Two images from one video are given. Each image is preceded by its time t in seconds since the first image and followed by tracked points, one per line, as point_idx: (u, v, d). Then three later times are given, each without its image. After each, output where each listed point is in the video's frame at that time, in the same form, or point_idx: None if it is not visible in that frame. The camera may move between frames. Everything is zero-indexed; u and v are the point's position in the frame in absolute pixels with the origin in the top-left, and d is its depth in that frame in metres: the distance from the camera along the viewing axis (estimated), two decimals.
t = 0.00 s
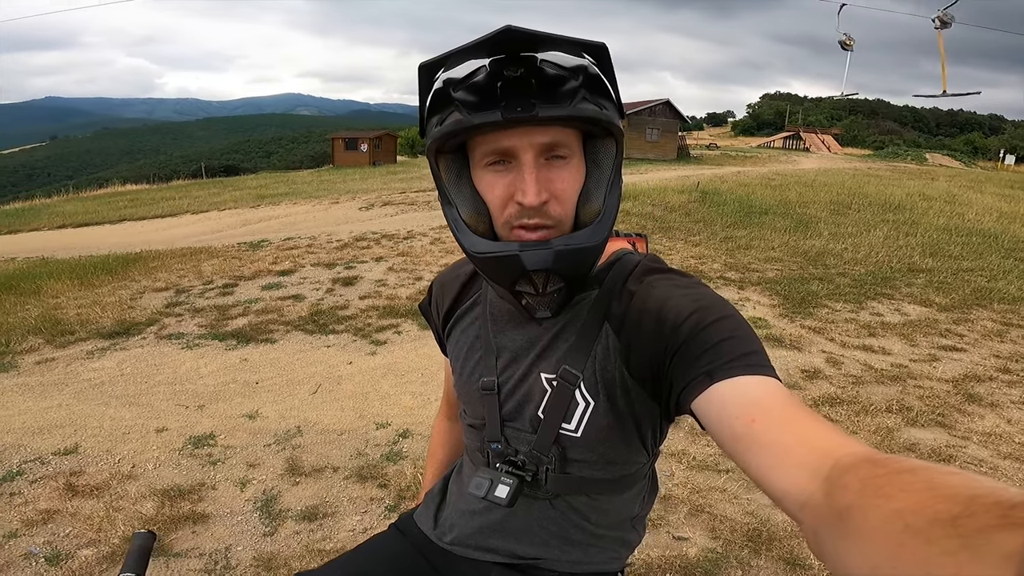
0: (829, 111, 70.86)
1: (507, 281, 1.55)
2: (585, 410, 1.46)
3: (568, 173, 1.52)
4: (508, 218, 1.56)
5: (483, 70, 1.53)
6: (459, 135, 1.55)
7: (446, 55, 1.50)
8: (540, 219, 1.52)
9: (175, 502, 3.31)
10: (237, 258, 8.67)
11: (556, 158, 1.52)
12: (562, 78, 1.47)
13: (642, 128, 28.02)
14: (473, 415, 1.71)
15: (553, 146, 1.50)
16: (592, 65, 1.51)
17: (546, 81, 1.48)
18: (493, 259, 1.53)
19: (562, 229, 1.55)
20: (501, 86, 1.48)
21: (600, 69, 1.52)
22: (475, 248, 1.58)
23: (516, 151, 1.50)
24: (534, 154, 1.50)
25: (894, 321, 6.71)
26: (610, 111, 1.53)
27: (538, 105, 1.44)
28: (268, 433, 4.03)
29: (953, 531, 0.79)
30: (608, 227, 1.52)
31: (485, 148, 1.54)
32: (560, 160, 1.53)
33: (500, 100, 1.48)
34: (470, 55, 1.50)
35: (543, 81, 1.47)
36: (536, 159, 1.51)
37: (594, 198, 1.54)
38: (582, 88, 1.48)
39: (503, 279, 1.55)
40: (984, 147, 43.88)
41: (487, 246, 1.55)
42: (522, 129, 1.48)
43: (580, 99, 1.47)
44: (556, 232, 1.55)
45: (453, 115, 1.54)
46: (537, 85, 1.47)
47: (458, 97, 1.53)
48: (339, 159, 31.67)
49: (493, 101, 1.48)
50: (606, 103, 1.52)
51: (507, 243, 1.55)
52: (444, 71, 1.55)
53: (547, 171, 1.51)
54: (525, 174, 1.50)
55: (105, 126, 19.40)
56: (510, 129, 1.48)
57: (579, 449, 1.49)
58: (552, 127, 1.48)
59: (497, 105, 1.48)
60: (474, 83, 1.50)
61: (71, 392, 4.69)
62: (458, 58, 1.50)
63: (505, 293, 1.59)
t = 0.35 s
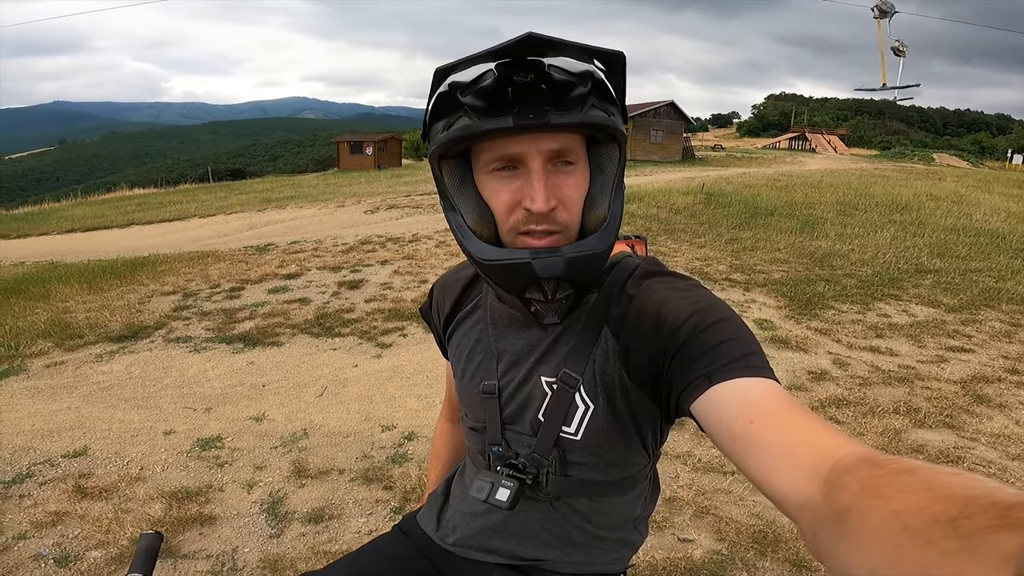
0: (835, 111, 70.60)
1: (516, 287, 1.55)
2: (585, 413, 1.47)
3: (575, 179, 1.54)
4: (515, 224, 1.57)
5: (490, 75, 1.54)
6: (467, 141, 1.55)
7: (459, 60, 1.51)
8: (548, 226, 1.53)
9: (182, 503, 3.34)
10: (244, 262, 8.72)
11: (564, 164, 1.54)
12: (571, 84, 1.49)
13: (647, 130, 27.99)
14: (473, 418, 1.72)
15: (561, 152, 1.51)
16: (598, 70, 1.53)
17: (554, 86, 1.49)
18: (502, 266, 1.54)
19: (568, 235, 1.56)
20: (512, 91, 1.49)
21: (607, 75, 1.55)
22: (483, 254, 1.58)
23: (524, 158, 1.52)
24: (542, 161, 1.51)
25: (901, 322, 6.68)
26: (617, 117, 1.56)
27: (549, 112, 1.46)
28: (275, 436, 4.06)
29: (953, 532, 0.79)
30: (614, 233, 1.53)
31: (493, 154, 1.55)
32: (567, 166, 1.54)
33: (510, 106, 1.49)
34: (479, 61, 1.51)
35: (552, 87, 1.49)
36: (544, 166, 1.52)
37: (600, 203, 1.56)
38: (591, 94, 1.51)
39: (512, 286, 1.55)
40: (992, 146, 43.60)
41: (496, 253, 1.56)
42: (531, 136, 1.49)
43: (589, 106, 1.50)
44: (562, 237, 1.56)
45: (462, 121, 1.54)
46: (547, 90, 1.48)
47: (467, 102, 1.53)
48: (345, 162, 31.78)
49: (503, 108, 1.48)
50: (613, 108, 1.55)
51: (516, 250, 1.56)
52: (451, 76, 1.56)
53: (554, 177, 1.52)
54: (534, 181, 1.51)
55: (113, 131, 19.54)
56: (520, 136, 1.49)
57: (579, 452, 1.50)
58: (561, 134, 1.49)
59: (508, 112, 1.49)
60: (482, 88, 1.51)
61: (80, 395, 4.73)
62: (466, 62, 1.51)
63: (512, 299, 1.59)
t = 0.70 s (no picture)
0: (831, 112, 70.81)
1: (534, 292, 1.51)
2: (583, 413, 1.47)
3: (588, 181, 1.55)
4: (531, 226, 1.55)
5: (509, 74, 1.53)
6: (485, 141, 1.52)
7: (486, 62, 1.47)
8: (563, 229, 1.53)
9: (180, 505, 3.32)
10: (241, 263, 8.71)
11: (578, 166, 1.54)
12: (590, 86, 1.52)
13: (644, 131, 28.01)
14: (471, 419, 1.72)
15: (577, 154, 1.52)
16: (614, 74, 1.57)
17: (576, 88, 1.51)
18: (524, 271, 1.49)
19: (581, 238, 1.56)
20: (535, 91, 1.49)
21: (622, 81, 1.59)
22: (503, 259, 1.53)
23: (544, 159, 1.51)
24: (562, 162, 1.51)
25: (898, 323, 6.69)
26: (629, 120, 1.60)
27: (580, 113, 1.47)
28: (272, 437, 4.04)
29: (950, 531, 0.81)
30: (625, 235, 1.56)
31: (510, 155, 1.53)
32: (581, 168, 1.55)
33: (537, 107, 1.48)
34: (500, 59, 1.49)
35: (574, 87, 1.51)
36: (560, 168, 1.52)
37: (611, 206, 1.57)
38: (612, 97, 1.54)
39: (530, 291, 1.51)
40: (987, 147, 43.79)
41: (517, 258, 1.51)
42: (553, 137, 1.49)
43: (612, 109, 1.53)
44: (575, 241, 1.56)
45: (482, 120, 1.51)
46: (573, 91, 1.50)
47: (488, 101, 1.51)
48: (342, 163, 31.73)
49: (530, 108, 1.48)
50: (626, 112, 1.59)
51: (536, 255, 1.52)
52: (470, 74, 1.53)
53: (572, 179, 1.53)
54: (553, 182, 1.51)
55: (109, 131, 19.49)
56: (541, 136, 1.48)
57: (579, 452, 1.50)
58: (579, 136, 1.50)
59: (534, 112, 1.48)
60: (503, 87, 1.50)
61: (76, 396, 4.71)
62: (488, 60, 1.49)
63: (527, 304, 1.56)
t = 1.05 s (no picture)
0: (816, 111, 71.49)
1: (513, 294, 1.52)
2: (580, 413, 1.46)
3: (572, 182, 1.53)
4: (512, 228, 1.54)
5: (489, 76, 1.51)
6: (463, 144, 1.53)
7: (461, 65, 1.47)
8: (544, 231, 1.52)
9: (175, 512, 3.28)
10: (231, 269, 8.64)
11: (561, 167, 1.52)
12: (572, 86, 1.48)
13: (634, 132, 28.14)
14: (467, 419, 1.70)
15: (560, 154, 1.50)
16: (600, 72, 1.52)
17: (555, 88, 1.47)
18: (499, 273, 1.50)
19: (564, 240, 1.54)
20: (511, 93, 1.47)
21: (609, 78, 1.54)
22: (480, 261, 1.54)
23: (523, 159, 1.50)
24: (541, 163, 1.49)
25: (888, 319, 6.75)
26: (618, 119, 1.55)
27: (552, 115, 1.45)
28: (267, 443, 4.00)
29: (948, 532, 0.79)
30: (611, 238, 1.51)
31: (490, 156, 1.53)
32: (565, 169, 1.53)
33: (510, 109, 1.47)
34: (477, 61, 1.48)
35: (554, 88, 1.47)
36: (540, 170, 1.50)
37: (597, 207, 1.54)
38: (593, 97, 1.49)
39: (508, 292, 1.52)
40: (970, 144, 44.39)
41: (493, 260, 1.52)
42: (530, 139, 1.47)
43: (592, 109, 1.49)
44: (558, 243, 1.54)
45: (460, 123, 1.51)
46: (548, 92, 1.47)
47: (465, 104, 1.51)
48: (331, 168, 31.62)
49: (504, 111, 1.47)
50: (614, 111, 1.54)
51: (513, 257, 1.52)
52: (449, 76, 1.52)
53: (552, 180, 1.51)
54: (532, 184, 1.49)
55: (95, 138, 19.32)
56: (517, 138, 1.47)
57: (576, 453, 1.49)
58: (559, 137, 1.48)
59: (508, 115, 1.47)
60: (481, 89, 1.49)
61: (67, 405, 4.65)
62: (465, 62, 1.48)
63: (508, 304, 1.56)
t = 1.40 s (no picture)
0: (800, 115, 72.24)
1: (507, 290, 1.52)
2: (579, 413, 1.45)
3: (569, 180, 1.52)
4: (508, 224, 1.54)
5: (490, 70, 1.51)
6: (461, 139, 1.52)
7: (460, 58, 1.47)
8: (540, 228, 1.51)
9: (167, 519, 3.23)
10: (220, 276, 8.56)
11: (558, 164, 1.51)
12: (572, 83, 1.47)
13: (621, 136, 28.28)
14: (464, 421, 1.68)
15: (556, 151, 1.49)
16: (601, 70, 1.51)
17: (554, 84, 1.47)
18: (494, 268, 1.50)
19: (560, 237, 1.53)
20: (510, 88, 1.47)
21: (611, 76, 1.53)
22: (474, 256, 1.54)
23: (519, 155, 1.49)
24: (538, 160, 1.49)
25: (877, 318, 6.81)
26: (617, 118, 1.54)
27: (549, 112, 1.44)
28: (259, 450, 3.96)
29: (946, 533, 0.79)
30: (607, 237, 1.50)
31: (487, 151, 1.52)
32: (562, 167, 1.52)
33: (508, 104, 1.47)
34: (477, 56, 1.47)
35: (553, 85, 1.46)
36: (537, 166, 1.49)
37: (595, 206, 1.53)
38: (593, 95, 1.49)
39: (502, 288, 1.52)
40: (951, 146, 45.06)
41: (487, 255, 1.52)
42: (528, 136, 1.47)
43: (590, 107, 1.48)
44: (555, 240, 1.53)
45: (457, 117, 1.51)
46: (547, 89, 1.46)
47: (464, 98, 1.50)
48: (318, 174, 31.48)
49: (502, 106, 1.47)
50: (613, 110, 1.53)
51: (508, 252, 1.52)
52: (449, 70, 1.52)
53: (549, 177, 1.50)
54: (528, 180, 1.49)
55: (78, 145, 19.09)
56: (515, 134, 1.47)
57: (576, 453, 1.48)
58: (557, 134, 1.47)
59: (505, 110, 1.47)
60: (480, 84, 1.48)
61: (54, 414, 4.57)
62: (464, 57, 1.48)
63: (502, 300, 1.57)
